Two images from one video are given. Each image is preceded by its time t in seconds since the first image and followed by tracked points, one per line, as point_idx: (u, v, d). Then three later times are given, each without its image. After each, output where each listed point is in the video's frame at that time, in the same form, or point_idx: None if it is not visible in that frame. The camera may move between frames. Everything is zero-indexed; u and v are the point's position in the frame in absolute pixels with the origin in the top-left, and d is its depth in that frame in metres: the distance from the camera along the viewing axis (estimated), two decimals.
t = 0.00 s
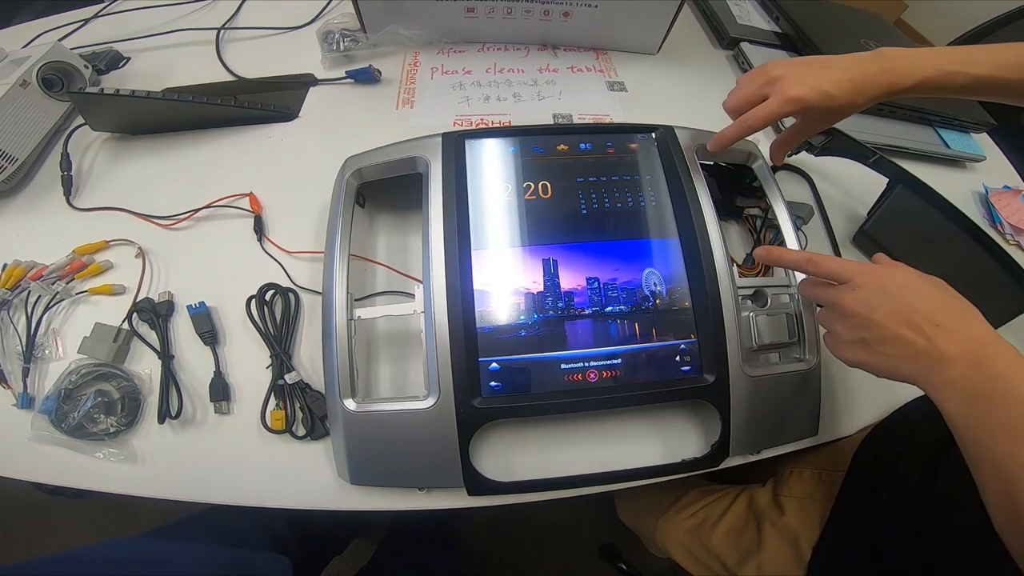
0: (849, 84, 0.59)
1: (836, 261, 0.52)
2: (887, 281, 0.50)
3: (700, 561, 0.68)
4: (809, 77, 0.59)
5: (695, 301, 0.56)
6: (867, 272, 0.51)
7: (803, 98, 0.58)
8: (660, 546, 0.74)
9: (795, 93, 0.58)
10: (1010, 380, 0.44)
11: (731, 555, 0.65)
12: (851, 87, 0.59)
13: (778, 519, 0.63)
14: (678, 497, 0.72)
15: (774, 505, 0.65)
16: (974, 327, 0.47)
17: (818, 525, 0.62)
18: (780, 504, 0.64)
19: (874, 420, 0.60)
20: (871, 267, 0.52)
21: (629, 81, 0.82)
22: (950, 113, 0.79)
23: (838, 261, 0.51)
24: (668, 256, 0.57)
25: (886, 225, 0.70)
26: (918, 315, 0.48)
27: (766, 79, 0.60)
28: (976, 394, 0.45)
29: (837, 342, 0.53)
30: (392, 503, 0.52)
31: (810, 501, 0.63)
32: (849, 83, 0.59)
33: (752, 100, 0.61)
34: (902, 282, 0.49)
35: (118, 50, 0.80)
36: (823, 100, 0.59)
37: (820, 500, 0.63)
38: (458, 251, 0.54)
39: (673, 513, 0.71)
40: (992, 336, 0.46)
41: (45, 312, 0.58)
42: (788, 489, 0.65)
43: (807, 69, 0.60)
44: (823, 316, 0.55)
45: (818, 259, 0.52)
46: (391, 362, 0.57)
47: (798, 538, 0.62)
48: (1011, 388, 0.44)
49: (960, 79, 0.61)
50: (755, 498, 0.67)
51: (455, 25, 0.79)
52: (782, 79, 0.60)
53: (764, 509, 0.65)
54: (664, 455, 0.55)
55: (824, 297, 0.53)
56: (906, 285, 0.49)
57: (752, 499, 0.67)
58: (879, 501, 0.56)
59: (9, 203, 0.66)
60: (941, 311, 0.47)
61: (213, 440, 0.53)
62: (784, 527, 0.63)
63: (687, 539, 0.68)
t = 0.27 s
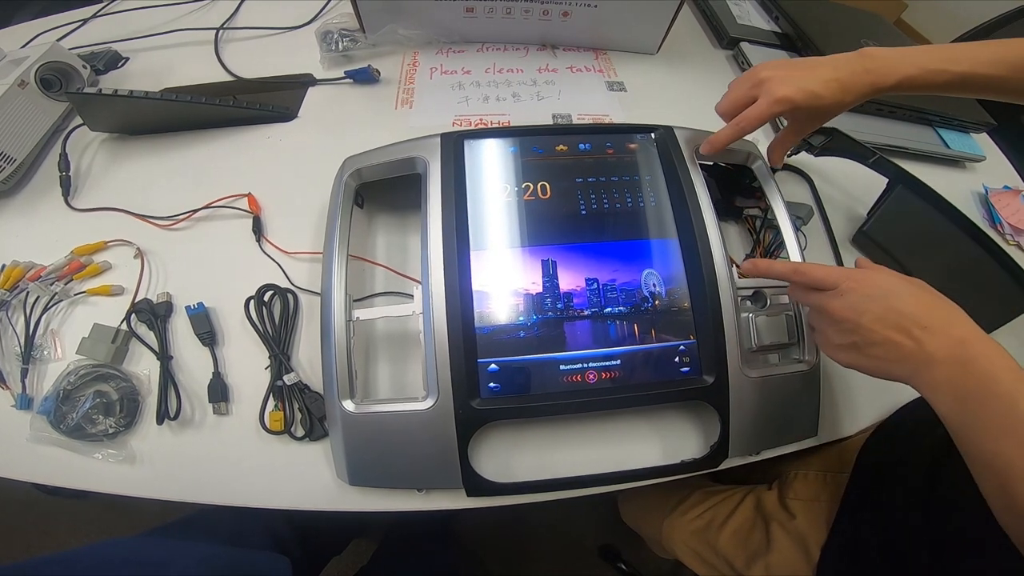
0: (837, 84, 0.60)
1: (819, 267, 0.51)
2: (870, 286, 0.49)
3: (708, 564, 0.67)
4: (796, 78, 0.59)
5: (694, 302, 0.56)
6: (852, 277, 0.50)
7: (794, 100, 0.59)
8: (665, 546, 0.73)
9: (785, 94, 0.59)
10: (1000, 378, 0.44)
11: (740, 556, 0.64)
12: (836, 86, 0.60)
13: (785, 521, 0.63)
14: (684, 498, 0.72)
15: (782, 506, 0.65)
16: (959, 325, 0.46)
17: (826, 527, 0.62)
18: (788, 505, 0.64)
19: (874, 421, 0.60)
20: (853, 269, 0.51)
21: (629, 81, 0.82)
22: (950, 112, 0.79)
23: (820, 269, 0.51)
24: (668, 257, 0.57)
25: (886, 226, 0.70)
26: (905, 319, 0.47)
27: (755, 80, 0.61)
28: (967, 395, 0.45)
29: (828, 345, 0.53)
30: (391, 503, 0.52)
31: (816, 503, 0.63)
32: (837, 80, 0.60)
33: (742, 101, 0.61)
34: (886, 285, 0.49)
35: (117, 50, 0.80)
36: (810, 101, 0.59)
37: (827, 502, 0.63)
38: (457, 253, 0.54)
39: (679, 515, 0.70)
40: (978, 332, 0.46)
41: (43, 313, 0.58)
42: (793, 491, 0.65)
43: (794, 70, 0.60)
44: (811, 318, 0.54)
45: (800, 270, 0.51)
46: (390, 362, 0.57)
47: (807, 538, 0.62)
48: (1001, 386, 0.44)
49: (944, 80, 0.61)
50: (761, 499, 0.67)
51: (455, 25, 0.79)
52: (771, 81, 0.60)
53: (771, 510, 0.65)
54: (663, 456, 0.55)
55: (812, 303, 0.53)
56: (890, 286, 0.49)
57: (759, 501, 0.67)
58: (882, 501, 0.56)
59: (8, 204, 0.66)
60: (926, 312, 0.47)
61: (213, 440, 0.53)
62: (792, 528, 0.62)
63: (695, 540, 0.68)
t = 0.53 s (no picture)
0: (828, 90, 0.61)
1: (808, 267, 0.51)
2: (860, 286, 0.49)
3: (708, 565, 0.67)
4: (789, 84, 0.61)
5: (695, 305, 0.56)
6: (843, 277, 0.50)
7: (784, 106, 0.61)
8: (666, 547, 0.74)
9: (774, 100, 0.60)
10: (989, 374, 0.44)
11: (740, 557, 0.64)
12: (826, 93, 0.61)
13: (786, 522, 0.63)
14: (684, 499, 0.72)
15: (783, 507, 0.65)
16: (947, 322, 0.46)
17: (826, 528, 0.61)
18: (789, 505, 0.64)
19: (874, 423, 0.60)
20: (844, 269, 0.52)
21: (629, 81, 0.81)
22: (951, 113, 0.79)
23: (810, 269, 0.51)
24: (669, 259, 0.57)
25: (887, 227, 0.70)
26: (895, 317, 0.47)
27: (748, 86, 0.63)
28: (957, 392, 0.44)
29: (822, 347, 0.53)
30: (391, 505, 0.52)
31: (816, 505, 0.63)
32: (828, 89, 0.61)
33: (736, 105, 0.63)
34: (875, 284, 0.49)
35: (116, 50, 0.80)
36: (800, 107, 0.61)
37: (827, 503, 0.63)
38: (457, 255, 0.54)
39: (679, 515, 0.70)
40: (967, 329, 0.46)
41: (43, 315, 0.58)
42: (794, 493, 0.65)
43: (787, 76, 0.62)
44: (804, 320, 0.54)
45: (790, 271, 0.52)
46: (390, 365, 0.57)
47: (807, 540, 0.62)
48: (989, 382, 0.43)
49: (930, 89, 0.61)
50: (762, 500, 0.67)
51: (454, 25, 0.79)
52: (762, 87, 0.62)
53: (771, 512, 0.65)
54: (664, 458, 0.55)
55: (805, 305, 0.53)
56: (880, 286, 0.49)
57: (759, 502, 0.67)
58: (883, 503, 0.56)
59: (7, 205, 0.66)
60: (915, 309, 0.47)
61: (213, 443, 0.53)
62: (793, 529, 0.62)
63: (695, 541, 0.68)
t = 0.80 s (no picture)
0: (833, 93, 0.61)
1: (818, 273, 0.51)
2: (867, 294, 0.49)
3: (707, 564, 0.67)
4: (792, 84, 0.61)
5: (696, 308, 0.56)
6: (849, 287, 0.50)
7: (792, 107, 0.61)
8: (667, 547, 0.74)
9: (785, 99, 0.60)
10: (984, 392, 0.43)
11: (740, 558, 0.64)
12: (832, 97, 0.61)
13: (786, 523, 0.63)
14: (684, 499, 0.72)
15: (784, 509, 0.65)
16: (948, 335, 0.46)
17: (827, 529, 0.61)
18: (789, 506, 0.64)
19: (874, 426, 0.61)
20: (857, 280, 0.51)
21: (631, 82, 0.81)
22: (954, 114, 0.79)
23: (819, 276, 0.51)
24: (670, 262, 0.57)
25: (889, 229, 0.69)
26: (904, 332, 0.47)
27: (749, 85, 0.62)
28: (956, 415, 0.44)
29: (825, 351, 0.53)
30: (390, 508, 0.52)
31: (818, 506, 0.63)
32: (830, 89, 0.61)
33: (737, 105, 0.63)
34: (880, 294, 0.49)
35: (116, 51, 0.80)
36: (797, 108, 0.60)
37: (829, 505, 0.63)
38: (458, 258, 0.53)
39: (680, 515, 0.71)
40: (969, 347, 0.46)
41: (43, 317, 0.58)
42: (796, 495, 0.65)
43: (789, 77, 0.61)
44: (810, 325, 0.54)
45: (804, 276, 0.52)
46: (390, 367, 0.57)
47: (807, 540, 0.61)
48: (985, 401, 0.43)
49: (937, 86, 0.61)
50: (763, 501, 0.67)
51: (455, 25, 0.78)
52: (766, 87, 0.61)
53: (772, 513, 0.65)
54: (664, 461, 0.55)
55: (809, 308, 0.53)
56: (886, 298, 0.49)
57: (760, 502, 0.67)
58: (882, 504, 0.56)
59: (8, 207, 0.65)
60: (922, 324, 0.46)
61: (214, 445, 0.53)
62: (793, 530, 0.62)
63: (695, 541, 0.68)
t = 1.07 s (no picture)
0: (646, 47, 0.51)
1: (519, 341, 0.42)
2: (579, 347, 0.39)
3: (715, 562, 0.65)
4: (596, 34, 0.51)
5: (699, 309, 0.55)
6: (615, 329, 0.39)
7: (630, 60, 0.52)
8: (672, 546, 0.74)
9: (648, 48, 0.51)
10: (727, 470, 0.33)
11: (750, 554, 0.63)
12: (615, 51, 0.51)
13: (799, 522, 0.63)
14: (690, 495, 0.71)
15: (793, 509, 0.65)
16: (677, 396, 0.35)
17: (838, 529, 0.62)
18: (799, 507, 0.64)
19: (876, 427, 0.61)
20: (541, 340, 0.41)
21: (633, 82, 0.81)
22: (958, 115, 0.78)
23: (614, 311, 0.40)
24: (673, 263, 0.57)
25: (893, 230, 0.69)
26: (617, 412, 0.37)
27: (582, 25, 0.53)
28: (798, 501, 0.32)
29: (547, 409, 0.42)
30: (392, 509, 0.52)
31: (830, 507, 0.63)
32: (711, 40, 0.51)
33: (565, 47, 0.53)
34: (593, 357, 0.38)
35: (118, 50, 0.80)
36: (685, 61, 0.51)
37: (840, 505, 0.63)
38: (460, 259, 0.53)
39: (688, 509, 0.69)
40: (711, 409, 0.35)
41: (44, 317, 0.58)
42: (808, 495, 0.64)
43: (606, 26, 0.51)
44: (528, 386, 0.43)
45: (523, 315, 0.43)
46: (392, 368, 0.57)
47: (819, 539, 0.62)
48: (785, 485, 0.32)
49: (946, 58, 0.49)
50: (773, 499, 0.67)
51: (457, 25, 0.78)
52: (568, 50, 0.53)
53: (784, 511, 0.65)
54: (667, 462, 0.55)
55: (524, 359, 0.43)
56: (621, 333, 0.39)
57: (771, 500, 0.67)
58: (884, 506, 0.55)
59: (9, 206, 0.65)
60: (622, 406, 0.36)
61: (217, 445, 0.53)
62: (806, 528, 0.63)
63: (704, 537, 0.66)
